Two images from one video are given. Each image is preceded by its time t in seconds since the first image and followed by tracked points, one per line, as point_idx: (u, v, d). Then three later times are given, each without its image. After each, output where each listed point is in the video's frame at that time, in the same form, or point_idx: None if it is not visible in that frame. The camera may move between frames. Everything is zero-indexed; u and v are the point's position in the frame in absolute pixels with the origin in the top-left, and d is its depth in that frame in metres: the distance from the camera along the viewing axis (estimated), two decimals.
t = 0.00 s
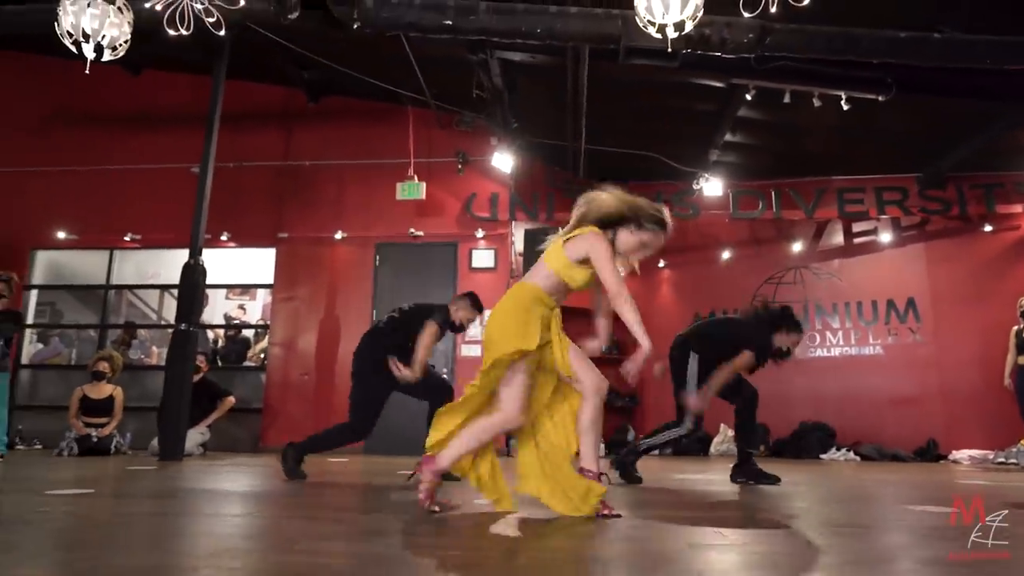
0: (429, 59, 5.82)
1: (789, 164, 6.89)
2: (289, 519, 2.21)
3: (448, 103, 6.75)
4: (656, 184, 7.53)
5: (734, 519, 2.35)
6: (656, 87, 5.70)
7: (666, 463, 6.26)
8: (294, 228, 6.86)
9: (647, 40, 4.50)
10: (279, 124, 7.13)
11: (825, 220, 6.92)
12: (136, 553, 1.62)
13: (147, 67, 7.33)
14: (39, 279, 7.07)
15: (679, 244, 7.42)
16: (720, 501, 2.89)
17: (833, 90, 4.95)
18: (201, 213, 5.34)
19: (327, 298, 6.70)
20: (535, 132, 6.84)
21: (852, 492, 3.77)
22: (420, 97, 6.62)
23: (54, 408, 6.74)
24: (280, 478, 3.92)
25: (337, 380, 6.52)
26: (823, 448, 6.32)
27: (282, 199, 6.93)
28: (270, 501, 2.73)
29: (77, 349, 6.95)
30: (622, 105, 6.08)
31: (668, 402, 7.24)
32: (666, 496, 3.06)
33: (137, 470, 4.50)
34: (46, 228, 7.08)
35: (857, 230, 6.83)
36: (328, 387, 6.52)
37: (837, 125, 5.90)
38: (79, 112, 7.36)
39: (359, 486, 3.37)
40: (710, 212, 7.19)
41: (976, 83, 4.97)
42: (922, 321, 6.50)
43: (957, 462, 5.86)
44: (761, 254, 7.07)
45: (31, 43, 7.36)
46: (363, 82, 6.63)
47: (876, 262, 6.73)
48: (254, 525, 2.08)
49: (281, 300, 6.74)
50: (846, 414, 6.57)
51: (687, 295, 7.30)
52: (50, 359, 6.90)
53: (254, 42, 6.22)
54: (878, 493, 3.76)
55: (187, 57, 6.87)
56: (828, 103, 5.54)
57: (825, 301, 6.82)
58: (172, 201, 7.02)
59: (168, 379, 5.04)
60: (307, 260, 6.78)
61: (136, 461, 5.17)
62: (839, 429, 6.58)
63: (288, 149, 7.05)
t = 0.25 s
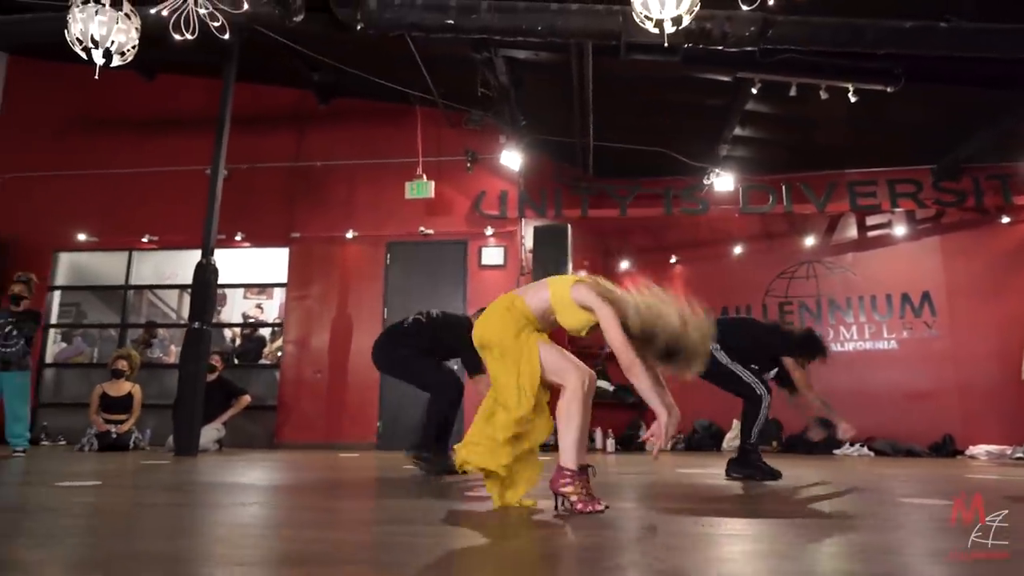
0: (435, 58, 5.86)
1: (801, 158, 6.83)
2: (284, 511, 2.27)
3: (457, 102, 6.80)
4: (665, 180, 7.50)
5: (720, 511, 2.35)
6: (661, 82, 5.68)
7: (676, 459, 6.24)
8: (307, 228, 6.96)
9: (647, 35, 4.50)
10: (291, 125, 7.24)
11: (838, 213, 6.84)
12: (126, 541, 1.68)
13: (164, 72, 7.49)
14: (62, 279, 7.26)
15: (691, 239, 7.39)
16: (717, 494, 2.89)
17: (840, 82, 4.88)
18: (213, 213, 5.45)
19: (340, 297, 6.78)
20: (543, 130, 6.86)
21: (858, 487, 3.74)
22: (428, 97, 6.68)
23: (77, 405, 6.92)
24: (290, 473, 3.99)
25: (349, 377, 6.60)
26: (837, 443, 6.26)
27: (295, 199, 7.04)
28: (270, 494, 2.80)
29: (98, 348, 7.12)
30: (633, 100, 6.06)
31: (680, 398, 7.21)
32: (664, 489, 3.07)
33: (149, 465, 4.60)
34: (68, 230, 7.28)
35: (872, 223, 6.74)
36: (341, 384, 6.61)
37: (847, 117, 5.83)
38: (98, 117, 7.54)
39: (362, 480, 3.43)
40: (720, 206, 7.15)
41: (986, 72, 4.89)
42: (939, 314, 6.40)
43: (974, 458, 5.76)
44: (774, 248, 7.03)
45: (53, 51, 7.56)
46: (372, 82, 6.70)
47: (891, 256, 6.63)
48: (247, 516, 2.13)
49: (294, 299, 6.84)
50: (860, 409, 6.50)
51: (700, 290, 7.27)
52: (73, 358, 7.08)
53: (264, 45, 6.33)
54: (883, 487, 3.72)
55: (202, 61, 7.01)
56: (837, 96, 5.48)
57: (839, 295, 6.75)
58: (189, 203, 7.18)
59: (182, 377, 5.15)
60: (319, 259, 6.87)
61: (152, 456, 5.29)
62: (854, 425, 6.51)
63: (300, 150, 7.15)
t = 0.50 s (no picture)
0: (438, 41, 5.81)
1: (812, 138, 6.71)
2: (273, 489, 2.29)
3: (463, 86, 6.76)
4: (674, 163, 7.41)
5: (705, 491, 2.32)
6: (668, 63, 5.61)
7: (684, 442, 6.21)
8: (315, 214, 6.99)
9: (649, 14, 4.44)
10: (299, 111, 7.25)
11: (851, 195, 6.73)
12: (110, 515, 1.71)
13: (173, 60, 7.53)
14: (76, 266, 7.37)
15: (700, 222, 7.31)
16: (711, 475, 2.87)
17: (850, 59, 4.77)
18: (219, 199, 5.49)
19: (348, 282, 6.82)
20: (550, 113, 6.80)
21: (860, 469, 3.70)
22: (433, 80, 6.65)
23: (93, 390, 7.05)
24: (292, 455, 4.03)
25: (358, 361, 6.65)
26: (847, 427, 6.20)
27: (303, 185, 7.06)
28: (265, 474, 2.83)
29: (112, 334, 7.23)
30: (640, 81, 5.97)
31: (689, 383, 7.17)
32: (659, 470, 3.06)
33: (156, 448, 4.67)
34: (81, 217, 7.38)
35: (885, 204, 6.63)
36: (350, 368, 6.66)
37: (859, 95, 5.70)
38: (109, 105, 7.61)
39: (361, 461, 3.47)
40: (730, 189, 7.07)
41: (999, 44, 4.76)
42: (953, 296, 6.28)
43: (986, 442, 5.65)
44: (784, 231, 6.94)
45: (64, 40, 7.63)
46: (378, 67, 6.68)
47: (905, 237, 6.51)
48: (235, 494, 2.16)
49: (303, 284, 6.89)
50: (871, 393, 6.42)
51: (709, 274, 7.20)
52: (88, 344, 7.20)
53: (269, 31, 6.33)
54: (886, 470, 3.68)
55: (209, 49, 7.04)
56: (847, 73, 5.37)
57: (851, 278, 6.66)
58: (199, 190, 7.24)
59: (191, 361, 5.22)
60: (327, 245, 6.90)
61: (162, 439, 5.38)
62: (865, 409, 6.43)
63: (308, 136, 7.17)
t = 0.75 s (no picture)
0: (430, 33, 5.75)
1: (809, 132, 6.65)
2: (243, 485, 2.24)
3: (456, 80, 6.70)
4: (670, 157, 7.36)
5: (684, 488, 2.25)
6: (662, 55, 5.55)
7: (677, 439, 6.16)
8: (308, 208, 6.93)
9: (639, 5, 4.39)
10: (292, 105, 7.21)
11: (848, 190, 6.67)
12: (64, 511, 1.66)
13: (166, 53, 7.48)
14: (68, 260, 7.33)
15: (696, 217, 7.25)
16: (694, 473, 2.82)
17: (844, 51, 4.71)
18: (208, 193, 5.44)
19: (340, 277, 6.77)
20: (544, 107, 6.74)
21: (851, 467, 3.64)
22: (426, 74, 6.60)
23: (84, 385, 7.01)
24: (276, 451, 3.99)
25: (350, 357, 6.61)
26: (842, 424, 6.14)
27: (296, 179, 7.01)
28: (240, 469, 2.78)
29: (104, 329, 7.20)
30: (634, 74, 5.91)
31: (684, 380, 7.11)
32: (642, 468, 3.01)
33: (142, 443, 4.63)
34: (73, 211, 7.34)
35: (882, 199, 6.56)
36: (342, 364, 6.61)
37: (855, 89, 5.64)
38: (102, 98, 7.56)
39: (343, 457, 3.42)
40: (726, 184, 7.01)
41: (995, 36, 4.71)
42: (950, 293, 6.21)
43: (981, 441, 5.58)
44: (780, 226, 6.88)
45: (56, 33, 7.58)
46: (370, 60, 6.63)
47: (902, 233, 6.45)
48: (201, 489, 2.11)
49: (296, 279, 6.85)
50: (867, 390, 6.36)
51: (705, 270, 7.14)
52: (80, 339, 7.16)
53: (261, 23, 6.28)
54: (877, 468, 3.62)
55: (201, 41, 6.99)
56: (842, 66, 5.31)
57: (847, 274, 6.59)
58: (191, 184, 7.20)
59: (178, 356, 5.19)
60: (319, 239, 6.86)
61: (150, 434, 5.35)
62: (861, 406, 6.37)
63: (301, 130, 7.12)
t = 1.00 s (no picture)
0: (421, 32, 5.67)
1: (806, 133, 6.57)
2: (216, 496, 2.17)
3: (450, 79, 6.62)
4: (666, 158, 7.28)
5: (668, 503, 2.16)
6: (656, 54, 5.47)
7: (672, 443, 6.09)
8: (300, 208, 6.86)
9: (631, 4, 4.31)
10: (284, 104, 7.13)
11: (846, 191, 6.59)
12: (16, 528, 1.58)
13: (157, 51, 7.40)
14: (57, 260, 7.25)
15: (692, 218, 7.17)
16: (684, 484, 2.75)
17: (841, 50, 4.63)
18: (196, 193, 5.37)
19: (332, 279, 6.69)
20: (538, 106, 6.66)
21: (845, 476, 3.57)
22: (419, 73, 6.52)
23: (73, 386, 6.94)
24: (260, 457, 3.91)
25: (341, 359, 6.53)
26: (839, 429, 6.06)
27: (288, 179, 6.94)
28: (217, 478, 2.71)
29: (93, 329, 7.12)
30: (629, 73, 5.82)
31: (680, 382, 7.04)
32: (631, 479, 2.93)
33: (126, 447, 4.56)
34: (63, 211, 7.26)
35: (880, 201, 6.48)
36: (333, 366, 6.54)
37: (852, 88, 5.56)
38: (92, 97, 7.48)
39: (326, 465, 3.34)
40: (722, 185, 6.93)
41: (990, 36, 4.63)
42: (949, 296, 6.14)
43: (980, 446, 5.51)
44: (777, 228, 6.81)
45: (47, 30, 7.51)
46: (362, 59, 6.55)
47: (901, 235, 6.37)
48: (168, 501, 2.03)
49: (287, 280, 6.77)
50: (864, 394, 6.29)
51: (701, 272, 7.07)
52: (69, 340, 7.08)
53: (251, 21, 6.20)
54: (873, 477, 3.54)
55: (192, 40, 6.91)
56: (839, 65, 5.24)
57: (845, 276, 6.52)
58: (182, 183, 7.12)
59: (164, 359, 5.11)
60: (310, 240, 6.78)
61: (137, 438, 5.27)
62: (858, 410, 6.30)
63: (293, 130, 7.05)
